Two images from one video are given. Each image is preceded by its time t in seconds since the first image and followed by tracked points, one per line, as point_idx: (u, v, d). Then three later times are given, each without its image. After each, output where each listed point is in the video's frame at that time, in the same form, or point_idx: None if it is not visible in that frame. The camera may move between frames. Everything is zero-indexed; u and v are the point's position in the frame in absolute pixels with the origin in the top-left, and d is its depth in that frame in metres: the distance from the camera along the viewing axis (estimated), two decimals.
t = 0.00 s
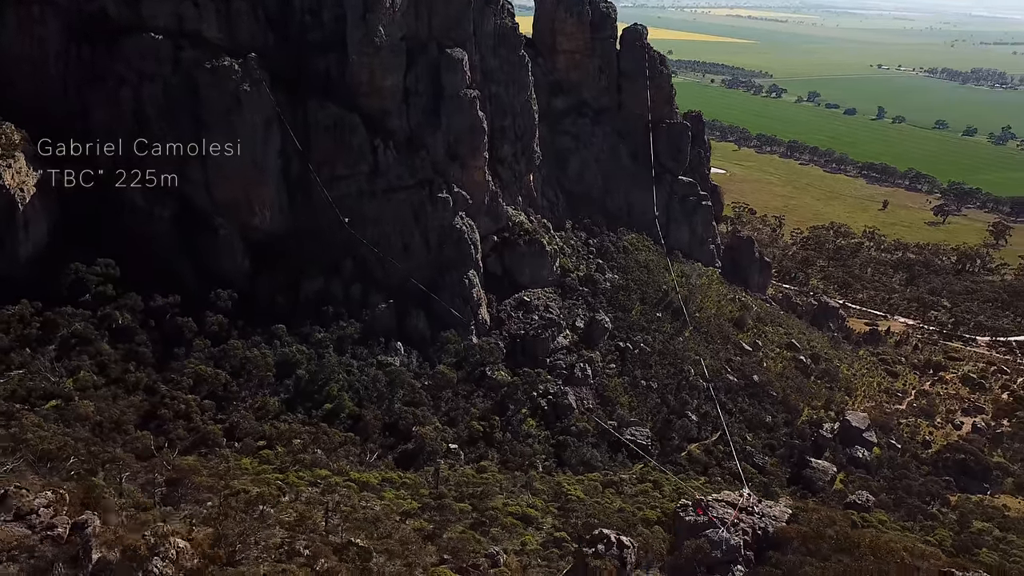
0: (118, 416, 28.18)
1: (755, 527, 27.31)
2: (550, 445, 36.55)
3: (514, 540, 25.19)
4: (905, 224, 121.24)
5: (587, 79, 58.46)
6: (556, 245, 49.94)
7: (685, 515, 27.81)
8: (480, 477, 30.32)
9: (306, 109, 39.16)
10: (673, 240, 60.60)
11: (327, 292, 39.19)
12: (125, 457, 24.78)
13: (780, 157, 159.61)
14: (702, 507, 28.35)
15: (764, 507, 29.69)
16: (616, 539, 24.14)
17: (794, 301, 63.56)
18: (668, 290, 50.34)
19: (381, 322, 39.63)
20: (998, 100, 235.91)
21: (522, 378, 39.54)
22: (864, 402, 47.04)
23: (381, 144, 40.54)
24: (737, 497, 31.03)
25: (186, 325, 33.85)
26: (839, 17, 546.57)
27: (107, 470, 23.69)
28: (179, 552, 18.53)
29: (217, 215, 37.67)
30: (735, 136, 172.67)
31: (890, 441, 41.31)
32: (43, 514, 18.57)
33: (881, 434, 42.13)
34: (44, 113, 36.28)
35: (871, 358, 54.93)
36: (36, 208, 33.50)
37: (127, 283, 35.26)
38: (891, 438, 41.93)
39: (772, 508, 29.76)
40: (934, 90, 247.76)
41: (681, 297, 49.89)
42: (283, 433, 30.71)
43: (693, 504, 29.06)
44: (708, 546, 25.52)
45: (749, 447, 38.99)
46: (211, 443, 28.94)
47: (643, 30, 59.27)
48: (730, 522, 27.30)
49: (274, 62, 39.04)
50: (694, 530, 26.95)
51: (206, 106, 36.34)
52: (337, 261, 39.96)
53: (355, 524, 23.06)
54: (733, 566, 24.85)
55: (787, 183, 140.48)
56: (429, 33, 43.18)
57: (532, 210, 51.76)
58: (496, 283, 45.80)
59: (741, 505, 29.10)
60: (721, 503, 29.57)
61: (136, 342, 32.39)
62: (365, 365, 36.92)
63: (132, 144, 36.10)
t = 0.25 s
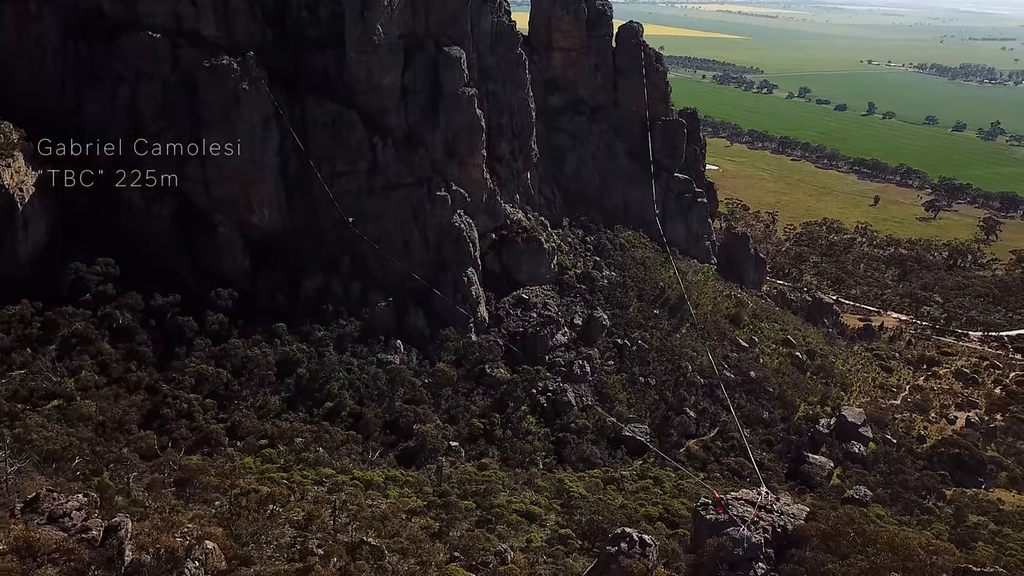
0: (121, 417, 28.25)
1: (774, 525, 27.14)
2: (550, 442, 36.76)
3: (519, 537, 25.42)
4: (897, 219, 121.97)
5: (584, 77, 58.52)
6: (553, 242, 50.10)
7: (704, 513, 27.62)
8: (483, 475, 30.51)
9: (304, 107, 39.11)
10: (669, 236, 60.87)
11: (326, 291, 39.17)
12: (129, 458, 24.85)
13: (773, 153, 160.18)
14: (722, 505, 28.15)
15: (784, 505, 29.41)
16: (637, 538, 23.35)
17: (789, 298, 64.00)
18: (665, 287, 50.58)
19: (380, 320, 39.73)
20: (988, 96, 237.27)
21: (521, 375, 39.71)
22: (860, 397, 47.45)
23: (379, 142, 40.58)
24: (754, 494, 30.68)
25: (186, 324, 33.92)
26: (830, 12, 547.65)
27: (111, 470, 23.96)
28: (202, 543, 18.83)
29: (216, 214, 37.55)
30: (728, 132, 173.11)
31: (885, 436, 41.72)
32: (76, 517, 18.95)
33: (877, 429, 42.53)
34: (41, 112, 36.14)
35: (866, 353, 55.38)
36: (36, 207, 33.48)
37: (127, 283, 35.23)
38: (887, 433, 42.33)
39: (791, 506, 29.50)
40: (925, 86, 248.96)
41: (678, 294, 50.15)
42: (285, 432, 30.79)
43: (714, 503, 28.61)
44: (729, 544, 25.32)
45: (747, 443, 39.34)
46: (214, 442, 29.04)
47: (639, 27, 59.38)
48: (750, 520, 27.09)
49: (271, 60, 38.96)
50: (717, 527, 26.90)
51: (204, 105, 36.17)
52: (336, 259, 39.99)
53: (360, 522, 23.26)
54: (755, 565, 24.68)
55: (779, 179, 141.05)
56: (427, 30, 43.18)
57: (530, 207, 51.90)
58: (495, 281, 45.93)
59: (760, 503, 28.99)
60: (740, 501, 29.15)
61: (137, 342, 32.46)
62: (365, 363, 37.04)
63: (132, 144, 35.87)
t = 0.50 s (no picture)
0: (123, 418, 28.34)
1: (793, 525, 27.04)
2: (550, 441, 36.98)
3: (524, 536, 25.68)
4: (889, 217, 122.74)
5: (580, 76, 58.67)
6: (551, 241, 50.27)
7: (723, 515, 28.03)
8: (485, 474, 30.72)
9: (303, 107, 39.09)
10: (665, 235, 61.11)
11: (325, 290, 39.17)
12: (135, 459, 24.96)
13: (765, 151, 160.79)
14: (741, 506, 28.41)
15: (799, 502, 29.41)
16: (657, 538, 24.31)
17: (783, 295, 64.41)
18: (662, 285, 50.84)
19: (379, 319, 39.79)
20: (979, 94, 238.71)
21: (520, 374, 39.90)
22: (855, 394, 47.86)
23: (378, 142, 40.63)
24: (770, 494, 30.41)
25: (187, 325, 33.98)
26: (822, 10, 549.07)
27: (116, 473, 24.11)
28: (223, 543, 19.01)
29: (215, 213, 37.47)
30: (721, 130, 173.64)
31: (881, 433, 42.12)
32: (108, 520, 19.25)
33: (873, 426, 42.94)
34: (39, 112, 36.02)
35: (860, 350, 55.83)
36: (35, 209, 33.52)
37: (127, 283, 35.17)
38: (883, 429, 42.72)
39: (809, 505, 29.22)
40: (916, 83, 250.27)
41: (675, 292, 50.44)
42: (287, 433, 30.91)
43: (733, 503, 29.15)
44: (751, 544, 25.75)
45: (744, 441, 39.69)
46: (217, 442, 29.22)
47: (635, 26, 59.60)
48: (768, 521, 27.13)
49: (270, 60, 38.94)
50: (735, 527, 27.23)
51: (203, 105, 36.15)
52: (335, 259, 40.02)
53: (366, 522, 23.43)
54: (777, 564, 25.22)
55: (772, 176, 141.59)
56: (424, 30, 43.27)
57: (527, 206, 52.06)
58: (493, 280, 46.05)
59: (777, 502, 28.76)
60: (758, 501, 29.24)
61: (138, 343, 32.51)
62: (366, 363, 37.16)
63: (132, 144, 35.83)
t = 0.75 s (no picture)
0: (125, 421, 28.48)
1: (809, 524, 27.08)
2: (550, 441, 37.16)
3: (529, 536, 25.85)
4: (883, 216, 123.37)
5: (576, 76, 58.82)
6: (548, 242, 50.40)
7: (739, 514, 27.94)
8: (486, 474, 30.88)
9: (301, 108, 39.07)
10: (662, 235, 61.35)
11: (325, 292, 39.18)
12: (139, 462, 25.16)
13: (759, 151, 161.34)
14: (756, 506, 28.42)
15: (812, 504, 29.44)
16: (676, 538, 24.66)
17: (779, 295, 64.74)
18: (659, 285, 51.05)
19: (379, 320, 39.81)
20: (971, 93, 239.92)
21: (520, 375, 40.06)
22: (852, 393, 48.17)
23: (376, 143, 40.66)
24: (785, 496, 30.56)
25: (188, 327, 34.04)
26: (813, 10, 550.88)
27: (121, 476, 24.30)
28: (245, 548, 19.97)
29: (214, 214, 37.42)
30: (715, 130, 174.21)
31: (878, 432, 42.41)
32: (134, 525, 20.09)
33: (869, 425, 43.25)
34: (38, 113, 35.98)
35: (856, 349, 56.16)
36: (36, 211, 33.69)
37: (127, 285, 35.17)
38: (879, 428, 43.01)
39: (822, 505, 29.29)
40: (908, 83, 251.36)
41: (672, 292, 50.67)
42: (289, 435, 31.03)
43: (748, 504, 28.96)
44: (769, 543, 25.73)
45: (743, 440, 39.95)
46: (220, 444, 29.44)
47: (631, 27, 59.78)
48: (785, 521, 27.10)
49: (268, 62, 38.91)
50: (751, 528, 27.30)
51: (202, 106, 36.11)
52: (335, 260, 40.06)
53: (371, 522, 23.57)
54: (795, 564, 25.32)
55: (767, 176, 142.12)
56: (422, 31, 43.32)
57: (525, 207, 52.20)
58: (492, 281, 46.07)
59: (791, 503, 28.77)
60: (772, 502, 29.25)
61: (138, 346, 32.61)
62: (366, 364, 37.25)
63: (132, 144, 35.86)
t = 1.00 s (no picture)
0: (128, 424, 28.54)
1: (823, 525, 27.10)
2: (550, 441, 37.35)
3: (533, 537, 26.04)
4: (876, 215, 124.04)
5: (573, 78, 59.00)
6: (546, 243, 50.54)
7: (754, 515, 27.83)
8: (488, 475, 31.07)
9: (300, 111, 39.05)
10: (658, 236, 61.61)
11: (324, 294, 39.24)
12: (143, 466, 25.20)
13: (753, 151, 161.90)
14: (771, 506, 28.35)
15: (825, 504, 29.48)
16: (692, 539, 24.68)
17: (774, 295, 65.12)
18: (656, 286, 51.28)
19: (379, 322, 39.90)
20: (962, 92, 241.34)
21: (519, 376, 40.23)
22: (848, 392, 48.50)
23: (375, 145, 40.69)
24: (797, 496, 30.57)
25: (189, 330, 34.13)
26: (805, 9, 552.99)
27: (126, 480, 24.40)
28: (270, 549, 20.27)
29: (213, 216, 37.41)
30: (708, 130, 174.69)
31: (875, 431, 42.76)
32: (160, 529, 20.44)
33: (866, 424, 43.58)
34: (36, 114, 35.91)
35: (851, 349, 56.54)
36: (35, 214, 33.77)
37: (127, 287, 35.20)
38: (876, 427, 43.34)
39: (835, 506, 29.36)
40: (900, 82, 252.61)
41: (669, 293, 50.91)
42: (291, 438, 31.18)
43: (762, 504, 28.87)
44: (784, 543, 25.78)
45: (741, 439, 40.22)
46: (223, 446, 29.59)
47: (627, 28, 59.98)
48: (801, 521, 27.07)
49: (266, 64, 38.84)
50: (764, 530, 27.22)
51: (201, 108, 36.13)
52: (334, 262, 40.16)
53: (376, 525, 23.67)
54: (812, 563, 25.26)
55: (760, 176, 142.63)
56: (420, 33, 43.35)
57: (522, 208, 52.33)
58: (490, 282, 46.08)
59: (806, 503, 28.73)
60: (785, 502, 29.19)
61: (139, 349, 32.67)
62: (366, 366, 37.38)
63: (132, 144, 35.84)
